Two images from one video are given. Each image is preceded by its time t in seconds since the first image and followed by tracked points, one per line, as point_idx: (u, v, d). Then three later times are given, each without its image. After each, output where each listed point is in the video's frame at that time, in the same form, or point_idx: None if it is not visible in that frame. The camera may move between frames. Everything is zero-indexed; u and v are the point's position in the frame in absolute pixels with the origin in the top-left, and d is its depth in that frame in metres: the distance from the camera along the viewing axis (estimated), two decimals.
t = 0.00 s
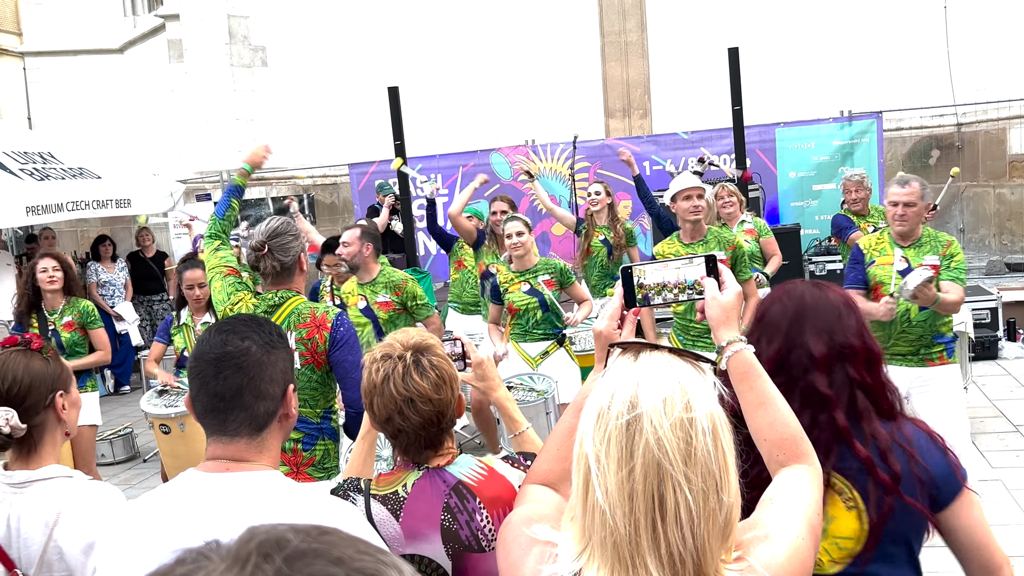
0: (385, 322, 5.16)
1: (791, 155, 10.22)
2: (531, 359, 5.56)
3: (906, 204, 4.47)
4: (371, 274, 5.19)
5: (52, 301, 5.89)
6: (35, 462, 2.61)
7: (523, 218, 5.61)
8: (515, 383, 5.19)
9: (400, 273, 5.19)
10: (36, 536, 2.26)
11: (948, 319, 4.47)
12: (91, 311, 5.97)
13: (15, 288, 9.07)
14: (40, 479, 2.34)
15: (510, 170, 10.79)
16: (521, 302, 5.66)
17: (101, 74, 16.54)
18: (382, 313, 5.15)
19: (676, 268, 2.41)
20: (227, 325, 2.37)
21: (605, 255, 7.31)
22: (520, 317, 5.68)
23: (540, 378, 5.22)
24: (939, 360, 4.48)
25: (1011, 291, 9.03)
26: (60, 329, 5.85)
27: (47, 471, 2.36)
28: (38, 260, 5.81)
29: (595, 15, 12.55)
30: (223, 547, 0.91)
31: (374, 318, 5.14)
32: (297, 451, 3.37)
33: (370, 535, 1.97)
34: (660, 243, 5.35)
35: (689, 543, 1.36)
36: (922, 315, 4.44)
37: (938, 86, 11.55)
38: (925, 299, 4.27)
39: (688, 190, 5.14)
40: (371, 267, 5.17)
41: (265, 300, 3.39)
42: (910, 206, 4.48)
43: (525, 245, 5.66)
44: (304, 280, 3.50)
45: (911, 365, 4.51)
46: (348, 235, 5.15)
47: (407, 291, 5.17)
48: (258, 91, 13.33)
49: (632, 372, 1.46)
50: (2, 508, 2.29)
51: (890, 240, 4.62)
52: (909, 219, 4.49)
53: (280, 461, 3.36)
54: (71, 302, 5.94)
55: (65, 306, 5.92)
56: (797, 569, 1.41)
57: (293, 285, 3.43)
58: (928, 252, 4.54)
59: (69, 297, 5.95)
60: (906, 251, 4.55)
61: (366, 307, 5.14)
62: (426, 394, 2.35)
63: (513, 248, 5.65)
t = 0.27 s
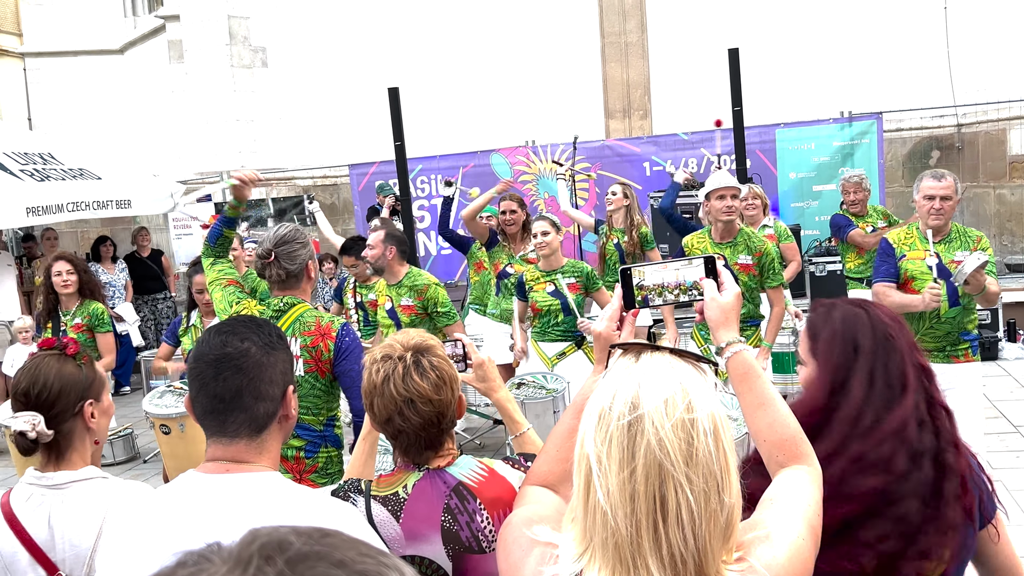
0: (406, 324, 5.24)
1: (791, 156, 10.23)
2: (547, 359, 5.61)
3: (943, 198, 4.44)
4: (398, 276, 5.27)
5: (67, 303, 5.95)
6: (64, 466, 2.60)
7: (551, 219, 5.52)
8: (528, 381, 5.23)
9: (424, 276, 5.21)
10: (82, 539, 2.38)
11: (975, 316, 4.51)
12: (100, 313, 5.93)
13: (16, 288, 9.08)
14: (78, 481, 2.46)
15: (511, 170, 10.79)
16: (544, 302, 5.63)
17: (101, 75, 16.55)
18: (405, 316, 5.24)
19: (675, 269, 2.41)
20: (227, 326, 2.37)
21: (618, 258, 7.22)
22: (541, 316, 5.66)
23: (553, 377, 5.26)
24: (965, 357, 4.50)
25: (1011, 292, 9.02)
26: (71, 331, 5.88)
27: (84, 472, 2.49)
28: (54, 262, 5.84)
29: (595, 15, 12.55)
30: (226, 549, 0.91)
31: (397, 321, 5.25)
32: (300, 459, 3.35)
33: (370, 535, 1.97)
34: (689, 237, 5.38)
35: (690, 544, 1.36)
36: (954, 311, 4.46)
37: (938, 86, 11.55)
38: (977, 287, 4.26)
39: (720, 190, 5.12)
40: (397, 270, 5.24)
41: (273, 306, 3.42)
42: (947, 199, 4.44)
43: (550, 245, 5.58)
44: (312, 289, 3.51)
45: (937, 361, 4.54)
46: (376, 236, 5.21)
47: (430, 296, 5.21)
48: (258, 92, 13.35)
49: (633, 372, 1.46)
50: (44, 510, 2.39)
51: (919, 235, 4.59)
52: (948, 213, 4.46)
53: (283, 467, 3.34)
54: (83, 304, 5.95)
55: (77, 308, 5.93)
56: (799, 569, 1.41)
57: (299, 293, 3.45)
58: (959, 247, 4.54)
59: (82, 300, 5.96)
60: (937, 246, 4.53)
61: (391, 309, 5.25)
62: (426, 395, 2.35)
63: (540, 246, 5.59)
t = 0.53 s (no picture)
0: (420, 321, 5.26)
1: (791, 156, 10.23)
2: (547, 357, 5.64)
3: (945, 199, 4.42)
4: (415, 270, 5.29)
5: (71, 304, 5.98)
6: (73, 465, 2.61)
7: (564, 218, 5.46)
8: (528, 382, 5.24)
9: (440, 275, 5.22)
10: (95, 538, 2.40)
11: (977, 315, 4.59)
12: (105, 313, 5.99)
13: (16, 289, 9.08)
14: (90, 480, 2.47)
15: (511, 170, 10.79)
16: (549, 299, 5.67)
17: (101, 75, 16.55)
18: (417, 313, 5.25)
19: (674, 268, 2.42)
20: (227, 326, 2.37)
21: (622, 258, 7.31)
22: (545, 314, 5.70)
23: (553, 377, 5.30)
24: (970, 356, 4.58)
25: (1011, 293, 9.02)
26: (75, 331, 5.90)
27: (98, 470, 2.51)
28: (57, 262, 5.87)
29: (595, 16, 12.55)
30: (227, 549, 0.91)
31: (408, 316, 5.28)
32: (298, 461, 3.36)
33: (370, 535, 1.96)
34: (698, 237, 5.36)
35: (691, 544, 1.36)
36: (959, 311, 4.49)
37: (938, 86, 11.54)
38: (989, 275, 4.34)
39: (730, 189, 5.09)
40: (412, 265, 5.26)
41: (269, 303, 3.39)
42: (948, 200, 4.43)
43: (563, 244, 5.55)
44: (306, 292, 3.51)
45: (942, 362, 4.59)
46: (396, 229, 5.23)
47: (445, 295, 5.22)
48: (258, 93, 13.35)
49: (634, 372, 1.46)
50: (56, 508, 2.39)
51: (921, 236, 4.56)
52: (950, 215, 4.44)
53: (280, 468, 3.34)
54: (88, 304, 5.99)
55: (82, 308, 5.97)
56: (800, 570, 1.41)
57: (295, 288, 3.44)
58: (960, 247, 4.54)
59: (87, 300, 5.99)
60: (940, 247, 4.51)
61: (402, 305, 5.27)
62: (427, 396, 2.35)
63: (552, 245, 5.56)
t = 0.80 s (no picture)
0: (425, 323, 5.27)
1: (791, 156, 10.23)
2: (541, 359, 5.59)
3: (920, 200, 4.42)
4: (412, 274, 5.25)
5: (59, 303, 5.96)
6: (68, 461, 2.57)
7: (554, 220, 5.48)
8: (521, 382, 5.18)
9: (443, 277, 5.28)
10: (80, 534, 2.33)
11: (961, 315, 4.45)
12: (97, 313, 6.00)
13: (15, 288, 9.07)
14: (80, 476, 2.41)
15: (510, 170, 10.78)
16: (542, 301, 5.67)
17: (101, 75, 16.55)
18: (422, 315, 5.25)
19: (673, 268, 2.41)
20: (226, 326, 2.37)
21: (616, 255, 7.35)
22: (538, 315, 5.70)
23: (546, 377, 5.20)
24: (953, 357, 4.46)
25: (1011, 292, 9.02)
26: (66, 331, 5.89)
27: (87, 467, 2.45)
28: (48, 260, 5.90)
29: (595, 16, 12.56)
30: (228, 546, 0.91)
31: (413, 318, 5.25)
32: (283, 462, 3.38)
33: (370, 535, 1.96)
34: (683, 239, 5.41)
35: (689, 545, 1.36)
36: (938, 310, 4.42)
37: (938, 86, 11.54)
38: (958, 265, 4.15)
39: (715, 192, 5.05)
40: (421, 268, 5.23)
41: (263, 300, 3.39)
42: (925, 201, 4.42)
43: (554, 247, 5.57)
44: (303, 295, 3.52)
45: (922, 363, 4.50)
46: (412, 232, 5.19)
47: (448, 296, 5.27)
48: (258, 93, 13.34)
49: (632, 373, 1.46)
50: (44, 504, 2.36)
51: (899, 238, 4.59)
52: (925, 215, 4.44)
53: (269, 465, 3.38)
54: (77, 304, 5.98)
55: (72, 307, 5.97)
56: (798, 570, 1.41)
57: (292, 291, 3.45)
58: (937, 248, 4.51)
59: (76, 300, 5.99)
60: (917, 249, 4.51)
61: (404, 306, 5.24)
62: (425, 395, 2.35)
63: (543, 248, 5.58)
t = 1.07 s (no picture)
0: (406, 321, 5.02)
1: (791, 155, 10.22)
2: (524, 360, 5.53)
3: (880, 203, 4.29)
4: (387, 275, 4.99)
5: (44, 304, 5.91)
6: (33, 472, 2.58)
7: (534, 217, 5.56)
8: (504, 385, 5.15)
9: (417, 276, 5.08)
10: (35, 545, 2.24)
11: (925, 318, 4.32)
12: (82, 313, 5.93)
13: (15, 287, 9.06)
14: (41, 487, 2.34)
15: (509, 170, 10.79)
16: (522, 299, 5.65)
17: (100, 74, 16.53)
18: (403, 314, 4.99)
19: (672, 267, 2.41)
20: (226, 325, 2.37)
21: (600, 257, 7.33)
22: (517, 314, 5.66)
23: (529, 379, 5.19)
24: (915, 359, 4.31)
25: (1011, 291, 9.02)
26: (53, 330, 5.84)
27: (48, 479, 2.37)
28: (32, 261, 5.88)
29: (595, 15, 12.56)
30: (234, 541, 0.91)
31: (394, 318, 4.96)
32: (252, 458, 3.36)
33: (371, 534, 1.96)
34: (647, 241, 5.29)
35: (689, 546, 1.36)
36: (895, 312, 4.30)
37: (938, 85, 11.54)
38: (899, 258, 3.95)
39: (678, 188, 5.06)
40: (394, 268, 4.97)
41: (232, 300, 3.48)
42: (884, 204, 4.30)
43: (533, 244, 5.61)
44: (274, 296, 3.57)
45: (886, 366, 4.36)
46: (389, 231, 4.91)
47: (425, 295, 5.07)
48: (257, 92, 13.32)
49: (631, 373, 1.46)
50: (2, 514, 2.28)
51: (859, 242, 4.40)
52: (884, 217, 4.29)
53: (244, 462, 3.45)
54: (64, 304, 5.93)
55: (57, 308, 5.92)
56: (797, 570, 1.41)
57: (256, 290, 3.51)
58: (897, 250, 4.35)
59: (62, 300, 5.94)
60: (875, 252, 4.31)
61: (383, 307, 4.94)
62: (424, 394, 2.35)
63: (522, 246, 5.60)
